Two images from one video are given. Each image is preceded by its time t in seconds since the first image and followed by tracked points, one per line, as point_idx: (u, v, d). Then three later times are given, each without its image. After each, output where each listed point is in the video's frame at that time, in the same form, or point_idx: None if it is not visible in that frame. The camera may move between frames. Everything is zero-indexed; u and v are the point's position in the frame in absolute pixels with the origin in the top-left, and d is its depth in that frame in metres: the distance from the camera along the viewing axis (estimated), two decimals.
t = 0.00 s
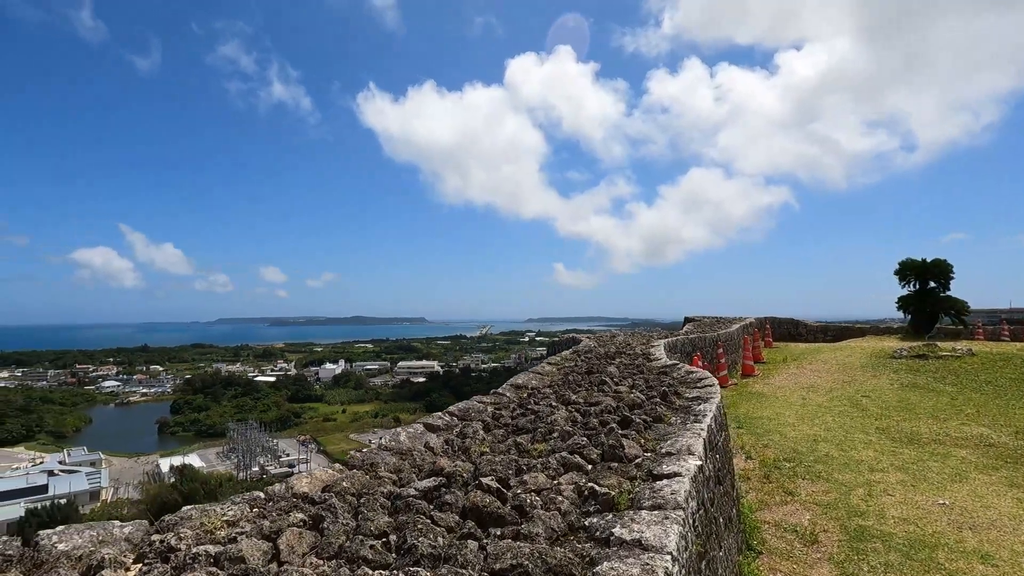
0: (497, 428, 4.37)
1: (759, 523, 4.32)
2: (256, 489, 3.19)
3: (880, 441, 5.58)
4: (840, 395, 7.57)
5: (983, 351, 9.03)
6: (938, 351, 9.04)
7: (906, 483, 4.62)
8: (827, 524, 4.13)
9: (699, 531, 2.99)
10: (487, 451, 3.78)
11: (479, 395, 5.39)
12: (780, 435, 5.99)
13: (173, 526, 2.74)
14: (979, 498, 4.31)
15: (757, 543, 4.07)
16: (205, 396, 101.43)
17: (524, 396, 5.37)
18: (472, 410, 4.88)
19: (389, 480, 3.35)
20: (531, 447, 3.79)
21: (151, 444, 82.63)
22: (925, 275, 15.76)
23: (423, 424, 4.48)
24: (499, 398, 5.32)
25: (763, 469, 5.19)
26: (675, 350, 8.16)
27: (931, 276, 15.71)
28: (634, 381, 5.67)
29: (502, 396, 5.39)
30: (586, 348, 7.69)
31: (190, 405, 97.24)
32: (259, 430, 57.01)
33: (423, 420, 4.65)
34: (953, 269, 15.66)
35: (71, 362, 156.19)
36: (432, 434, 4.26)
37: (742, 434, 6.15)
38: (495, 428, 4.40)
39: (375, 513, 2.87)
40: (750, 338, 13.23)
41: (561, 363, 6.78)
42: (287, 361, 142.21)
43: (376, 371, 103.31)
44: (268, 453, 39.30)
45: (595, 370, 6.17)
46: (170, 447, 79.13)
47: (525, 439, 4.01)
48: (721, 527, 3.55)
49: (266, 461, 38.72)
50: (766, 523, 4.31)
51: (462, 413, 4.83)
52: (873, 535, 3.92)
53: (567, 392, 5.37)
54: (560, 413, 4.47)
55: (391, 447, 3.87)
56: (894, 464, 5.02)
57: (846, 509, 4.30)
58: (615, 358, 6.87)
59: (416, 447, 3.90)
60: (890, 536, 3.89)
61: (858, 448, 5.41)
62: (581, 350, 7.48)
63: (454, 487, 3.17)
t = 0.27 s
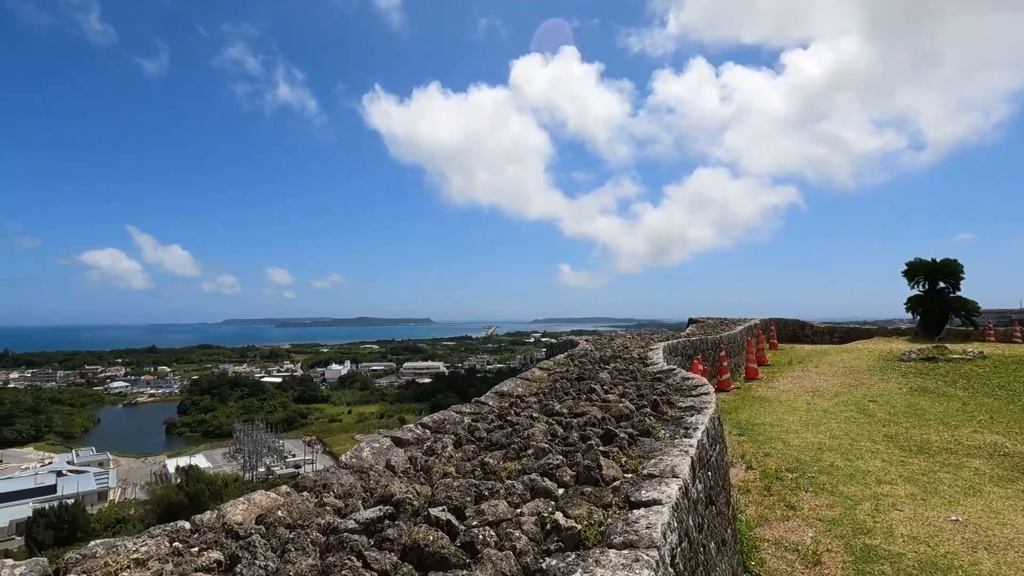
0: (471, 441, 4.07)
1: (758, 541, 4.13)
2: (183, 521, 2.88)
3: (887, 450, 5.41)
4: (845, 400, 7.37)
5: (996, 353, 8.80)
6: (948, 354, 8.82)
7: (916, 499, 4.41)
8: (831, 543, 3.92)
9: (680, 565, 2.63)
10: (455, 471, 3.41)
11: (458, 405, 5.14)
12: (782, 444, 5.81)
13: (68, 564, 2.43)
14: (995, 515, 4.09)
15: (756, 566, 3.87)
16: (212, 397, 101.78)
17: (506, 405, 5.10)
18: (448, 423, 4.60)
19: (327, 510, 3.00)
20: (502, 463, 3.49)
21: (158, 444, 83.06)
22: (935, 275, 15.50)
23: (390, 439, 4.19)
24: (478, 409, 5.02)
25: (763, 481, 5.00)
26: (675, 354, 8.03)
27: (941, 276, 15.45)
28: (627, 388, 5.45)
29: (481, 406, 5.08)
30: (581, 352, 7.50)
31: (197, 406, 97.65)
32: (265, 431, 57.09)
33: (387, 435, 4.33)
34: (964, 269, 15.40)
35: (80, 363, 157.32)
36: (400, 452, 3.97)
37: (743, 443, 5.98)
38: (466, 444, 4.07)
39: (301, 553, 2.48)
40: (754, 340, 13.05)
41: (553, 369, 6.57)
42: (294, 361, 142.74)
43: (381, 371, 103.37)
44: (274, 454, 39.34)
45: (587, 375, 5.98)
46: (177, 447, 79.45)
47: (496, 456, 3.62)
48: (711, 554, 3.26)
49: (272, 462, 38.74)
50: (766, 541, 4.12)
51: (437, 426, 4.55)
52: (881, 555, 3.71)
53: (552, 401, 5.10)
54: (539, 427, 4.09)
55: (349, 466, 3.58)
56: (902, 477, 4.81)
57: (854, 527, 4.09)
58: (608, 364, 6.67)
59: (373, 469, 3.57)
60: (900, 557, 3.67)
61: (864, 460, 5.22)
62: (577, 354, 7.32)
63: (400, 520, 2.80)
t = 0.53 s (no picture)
0: (444, 454, 3.78)
1: (755, 557, 3.97)
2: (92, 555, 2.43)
3: (888, 455, 5.33)
4: (848, 404, 7.23)
5: (1003, 354, 8.66)
6: (953, 356, 8.68)
7: (922, 511, 4.27)
8: (833, 559, 3.77)
9: None
10: (416, 495, 3.07)
11: (436, 412, 4.84)
12: (782, 451, 5.67)
13: None
14: (1006, 529, 3.95)
15: None
16: (215, 398, 101.79)
17: (490, 412, 4.81)
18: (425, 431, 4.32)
19: (259, 541, 2.59)
20: (471, 483, 3.20)
21: (161, 444, 83.09)
22: (940, 275, 15.32)
23: (355, 452, 3.82)
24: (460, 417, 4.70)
25: (762, 492, 4.86)
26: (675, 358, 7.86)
27: (946, 276, 15.28)
28: (617, 394, 5.24)
29: (462, 416, 4.74)
30: (573, 355, 7.29)
31: (200, 406, 97.66)
32: (267, 431, 57.02)
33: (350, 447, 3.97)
34: (969, 268, 15.22)
35: (83, 364, 157.55)
36: (365, 466, 3.65)
37: (740, 449, 5.88)
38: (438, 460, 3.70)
39: None
40: (755, 341, 12.89)
41: (541, 374, 6.37)
42: (296, 362, 142.82)
43: (384, 372, 103.33)
44: (277, 454, 39.21)
45: (578, 380, 5.80)
46: (180, 448, 79.44)
47: (463, 475, 3.33)
48: None
49: (275, 462, 38.61)
50: (764, 556, 3.97)
51: (408, 437, 4.23)
52: (885, 571, 3.57)
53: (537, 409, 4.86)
54: (517, 438, 3.80)
55: (304, 484, 3.23)
56: (908, 487, 4.67)
57: (857, 542, 3.94)
58: (600, 368, 6.46)
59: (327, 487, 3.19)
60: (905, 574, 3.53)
61: (868, 468, 5.07)
62: (571, 358, 7.15)
63: (339, 555, 2.40)
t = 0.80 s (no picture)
0: (414, 465, 3.60)
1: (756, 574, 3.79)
2: None
3: (899, 461, 5.16)
4: (853, 406, 7.07)
5: (1012, 355, 8.49)
6: (962, 356, 8.51)
7: (937, 523, 4.07)
8: None
9: None
10: (366, 516, 2.84)
11: (413, 418, 4.66)
12: (786, 456, 5.50)
13: None
14: None
15: None
16: (217, 399, 101.73)
17: (469, 417, 4.67)
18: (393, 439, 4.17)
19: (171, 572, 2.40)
20: (433, 502, 3.00)
21: (164, 445, 83.10)
22: (947, 274, 15.13)
23: (311, 464, 3.70)
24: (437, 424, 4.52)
25: (765, 500, 4.70)
26: (674, 359, 7.72)
27: (953, 275, 15.08)
28: (609, 397, 5.05)
29: (439, 422, 4.55)
30: (567, 357, 7.12)
31: (203, 407, 97.61)
32: (269, 433, 56.89)
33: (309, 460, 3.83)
34: (976, 267, 15.03)
35: (86, 365, 157.63)
36: (320, 481, 3.51)
37: (743, 455, 5.70)
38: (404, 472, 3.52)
39: None
40: (757, 342, 12.73)
41: (531, 376, 6.21)
42: (298, 363, 142.81)
43: (386, 373, 103.17)
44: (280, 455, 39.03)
45: (572, 381, 5.63)
46: (183, 449, 79.41)
47: (427, 491, 3.11)
48: None
49: (277, 463, 38.44)
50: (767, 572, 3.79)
51: (376, 447, 4.08)
52: None
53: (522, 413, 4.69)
54: (491, 449, 3.61)
55: (247, 501, 3.09)
56: (919, 497, 4.49)
57: (867, 557, 3.75)
58: (594, 370, 6.28)
59: (268, 506, 2.99)
60: None
61: (877, 476, 4.90)
62: (565, 358, 6.99)
63: None
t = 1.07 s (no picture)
0: (378, 489, 3.08)
1: None
2: None
3: (909, 472, 4.94)
4: (860, 412, 6.88)
5: None
6: (972, 359, 8.34)
7: (958, 542, 3.72)
8: None
9: None
10: (301, 561, 2.29)
11: (388, 431, 4.18)
12: (791, 467, 5.31)
13: None
14: None
15: None
16: (219, 400, 101.75)
17: (447, 431, 4.19)
18: (358, 457, 3.61)
19: None
20: (381, 545, 2.47)
21: (166, 446, 83.13)
22: (953, 275, 14.95)
23: (256, 489, 3.01)
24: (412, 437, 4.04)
25: (770, 516, 4.41)
26: (673, 363, 7.56)
27: (960, 276, 14.89)
28: (602, 407, 4.80)
29: (413, 437, 4.05)
30: (561, 361, 6.91)
31: (204, 408, 97.63)
32: (271, 434, 56.84)
33: (254, 482, 3.16)
34: (984, 267, 14.83)
35: (89, 366, 158.02)
36: (263, 511, 2.85)
37: (745, 465, 5.52)
38: (363, 502, 2.95)
39: None
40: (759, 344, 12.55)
41: (520, 383, 5.97)
42: (300, 364, 142.91)
43: (387, 374, 103.28)
44: (281, 457, 38.87)
45: (565, 387, 5.45)
46: (185, 450, 79.43)
47: (380, 526, 2.62)
48: None
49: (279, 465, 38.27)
50: None
51: (339, 466, 3.49)
52: None
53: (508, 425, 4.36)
54: (459, 472, 3.11)
55: (172, 543, 2.38)
56: (933, 512, 4.18)
57: None
58: (588, 376, 6.08)
59: (185, 550, 2.32)
60: None
61: (890, 489, 4.60)
62: (559, 363, 6.79)
63: None
